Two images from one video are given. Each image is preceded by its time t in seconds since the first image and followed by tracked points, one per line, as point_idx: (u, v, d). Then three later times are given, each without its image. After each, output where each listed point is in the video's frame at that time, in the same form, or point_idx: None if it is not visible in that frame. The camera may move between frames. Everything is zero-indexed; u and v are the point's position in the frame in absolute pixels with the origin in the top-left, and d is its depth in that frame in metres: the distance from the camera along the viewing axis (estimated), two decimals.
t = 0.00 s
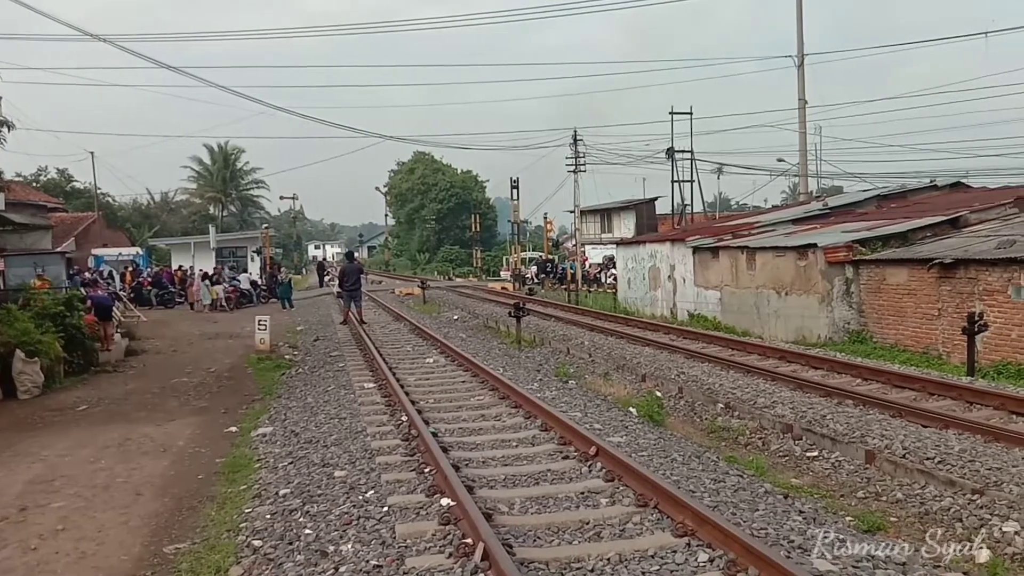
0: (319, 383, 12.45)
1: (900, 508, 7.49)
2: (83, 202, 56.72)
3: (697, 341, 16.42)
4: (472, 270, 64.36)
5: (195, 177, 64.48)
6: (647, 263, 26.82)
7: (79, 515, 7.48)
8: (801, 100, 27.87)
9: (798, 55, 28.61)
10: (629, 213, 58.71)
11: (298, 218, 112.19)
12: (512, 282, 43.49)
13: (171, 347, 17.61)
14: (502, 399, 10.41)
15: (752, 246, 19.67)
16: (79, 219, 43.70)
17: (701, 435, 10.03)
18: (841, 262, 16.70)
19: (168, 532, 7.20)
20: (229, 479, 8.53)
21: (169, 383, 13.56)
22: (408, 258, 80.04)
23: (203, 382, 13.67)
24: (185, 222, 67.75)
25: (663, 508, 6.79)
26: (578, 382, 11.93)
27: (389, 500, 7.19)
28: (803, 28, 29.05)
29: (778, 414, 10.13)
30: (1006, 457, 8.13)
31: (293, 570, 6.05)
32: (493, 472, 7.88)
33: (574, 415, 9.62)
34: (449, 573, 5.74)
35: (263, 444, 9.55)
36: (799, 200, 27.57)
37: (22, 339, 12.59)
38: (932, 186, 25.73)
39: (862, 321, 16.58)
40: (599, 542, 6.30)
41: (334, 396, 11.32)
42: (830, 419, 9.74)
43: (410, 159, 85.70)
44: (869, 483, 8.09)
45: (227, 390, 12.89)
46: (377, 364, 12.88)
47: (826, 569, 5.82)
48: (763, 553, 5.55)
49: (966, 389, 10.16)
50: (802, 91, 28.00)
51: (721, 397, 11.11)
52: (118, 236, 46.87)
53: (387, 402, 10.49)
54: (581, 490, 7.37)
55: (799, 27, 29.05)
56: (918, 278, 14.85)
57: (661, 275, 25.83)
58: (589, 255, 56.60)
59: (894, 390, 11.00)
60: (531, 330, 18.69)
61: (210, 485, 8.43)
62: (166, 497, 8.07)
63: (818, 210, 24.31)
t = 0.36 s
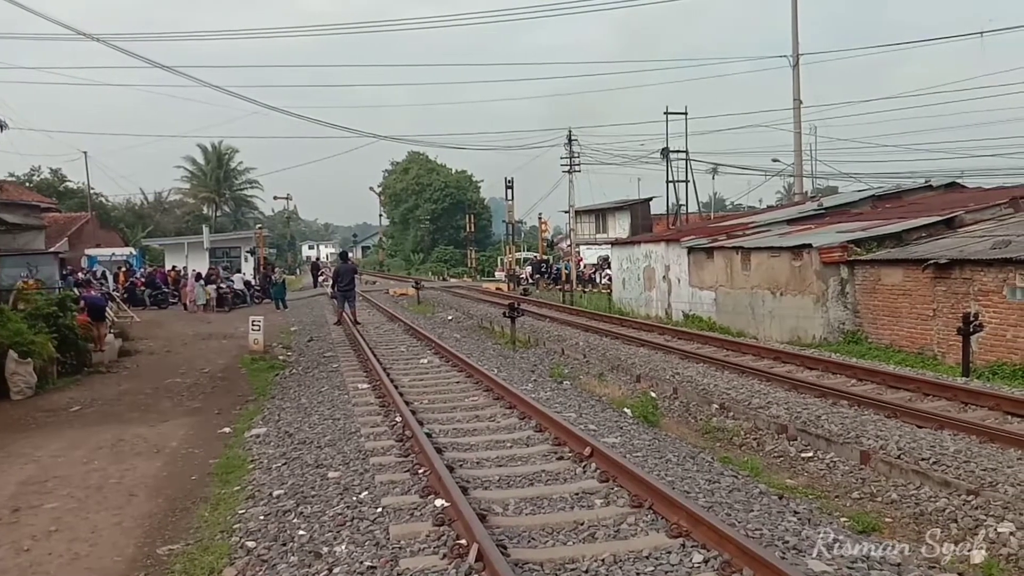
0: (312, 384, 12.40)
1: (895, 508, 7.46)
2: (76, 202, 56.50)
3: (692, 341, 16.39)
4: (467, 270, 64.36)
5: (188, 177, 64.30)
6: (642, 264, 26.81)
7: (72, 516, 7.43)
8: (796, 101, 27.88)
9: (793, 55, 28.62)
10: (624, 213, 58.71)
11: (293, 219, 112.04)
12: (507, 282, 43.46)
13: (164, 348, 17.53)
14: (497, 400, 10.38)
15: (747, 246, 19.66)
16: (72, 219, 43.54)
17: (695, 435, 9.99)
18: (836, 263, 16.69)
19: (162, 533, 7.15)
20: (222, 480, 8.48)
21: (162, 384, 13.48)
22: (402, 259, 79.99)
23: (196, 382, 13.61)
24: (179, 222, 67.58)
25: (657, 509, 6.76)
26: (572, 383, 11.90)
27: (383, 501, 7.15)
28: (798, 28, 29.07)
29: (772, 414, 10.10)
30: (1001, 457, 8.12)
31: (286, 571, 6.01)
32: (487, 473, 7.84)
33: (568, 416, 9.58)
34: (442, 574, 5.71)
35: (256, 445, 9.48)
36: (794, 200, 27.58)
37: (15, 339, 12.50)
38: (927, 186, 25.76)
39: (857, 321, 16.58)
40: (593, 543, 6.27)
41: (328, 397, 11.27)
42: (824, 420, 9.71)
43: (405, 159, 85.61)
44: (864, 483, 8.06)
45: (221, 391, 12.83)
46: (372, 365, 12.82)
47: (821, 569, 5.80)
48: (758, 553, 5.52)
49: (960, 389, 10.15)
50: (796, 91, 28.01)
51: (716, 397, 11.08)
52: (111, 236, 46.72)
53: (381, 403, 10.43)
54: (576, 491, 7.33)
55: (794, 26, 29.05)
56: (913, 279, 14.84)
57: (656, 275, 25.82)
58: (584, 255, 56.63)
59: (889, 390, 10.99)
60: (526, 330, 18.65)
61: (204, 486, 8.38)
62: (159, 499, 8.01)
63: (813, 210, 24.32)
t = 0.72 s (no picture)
0: (305, 385, 12.33)
1: (889, 509, 7.43)
2: (68, 202, 56.35)
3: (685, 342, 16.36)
4: (460, 270, 64.37)
5: (181, 177, 64.14)
6: (636, 264, 26.79)
7: (64, 517, 7.37)
8: (790, 100, 27.87)
9: (787, 55, 28.61)
10: (617, 213, 58.73)
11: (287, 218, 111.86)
12: (500, 282, 43.44)
13: (156, 348, 17.48)
14: (490, 400, 10.31)
15: (742, 246, 19.65)
16: (64, 219, 43.40)
17: (688, 436, 9.93)
18: (830, 263, 16.67)
19: (154, 534, 7.08)
20: (215, 481, 8.40)
21: (155, 384, 13.40)
22: (396, 258, 79.97)
23: (189, 383, 13.57)
24: (171, 222, 67.44)
25: (652, 509, 6.73)
26: (565, 383, 11.86)
27: (377, 502, 7.10)
28: (793, 28, 29.05)
29: (766, 415, 10.07)
30: (996, 458, 8.09)
31: (279, 573, 5.96)
32: (481, 474, 7.78)
33: (562, 416, 9.52)
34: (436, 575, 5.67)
35: (249, 446, 9.37)
36: (788, 199, 27.58)
37: (7, 340, 12.41)
38: (922, 186, 25.78)
39: (851, 321, 16.57)
40: (586, 543, 6.23)
41: (321, 397, 11.21)
42: (818, 421, 9.67)
43: (398, 159, 85.50)
44: (858, 484, 8.02)
45: (214, 391, 12.77)
46: (365, 366, 12.76)
47: (815, 570, 5.77)
48: (752, 553, 5.49)
49: (955, 390, 10.13)
50: (791, 91, 28.01)
51: (710, 398, 11.03)
52: (103, 237, 46.60)
53: (375, 404, 10.36)
54: (570, 492, 7.29)
55: (788, 26, 29.05)
56: (907, 278, 14.82)
57: (650, 275, 25.80)
58: (577, 255, 56.64)
59: (883, 390, 10.96)
60: (519, 331, 18.62)
61: (197, 487, 8.31)
62: (152, 499, 7.96)
63: (807, 210, 24.32)
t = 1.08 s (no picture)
0: (298, 386, 12.23)
1: (883, 510, 7.39)
2: (60, 202, 56.17)
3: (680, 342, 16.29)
4: (453, 271, 64.37)
5: (174, 177, 63.94)
6: (630, 264, 26.76)
7: (57, 517, 7.18)
8: (784, 100, 27.86)
9: (781, 55, 28.61)
10: (611, 213, 58.76)
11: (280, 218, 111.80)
12: (494, 283, 43.42)
13: (148, 349, 17.37)
14: (483, 401, 10.21)
15: (736, 246, 19.61)
16: (56, 219, 43.22)
17: (683, 437, 9.83)
18: (825, 263, 16.65)
19: (147, 535, 6.94)
20: (208, 481, 8.15)
21: (148, 384, 13.33)
22: (389, 259, 80.03)
23: (182, 383, 13.52)
24: (164, 222, 67.24)
25: (646, 510, 6.69)
26: (558, 384, 11.79)
27: (370, 503, 7.03)
28: (787, 27, 29.03)
29: (761, 415, 10.00)
30: (990, 459, 8.06)
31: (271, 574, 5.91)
32: (474, 474, 7.69)
33: (556, 417, 9.41)
34: None
35: (242, 446, 9.14)
36: (782, 200, 27.57)
37: None
38: (916, 186, 25.81)
39: (846, 321, 16.53)
40: (580, 545, 6.19)
41: (313, 398, 11.12)
42: (813, 422, 9.61)
43: (392, 159, 85.42)
44: (853, 485, 7.98)
45: (206, 392, 12.66)
46: (358, 366, 12.68)
47: (810, 571, 5.75)
48: (747, 555, 5.46)
49: (949, 390, 10.09)
50: (785, 91, 28.00)
51: (704, 399, 10.96)
52: (95, 237, 46.45)
53: (367, 404, 10.24)
54: (564, 492, 7.23)
55: (781, 26, 29.06)
56: (902, 278, 14.80)
57: (644, 275, 25.77)
58: (571, 255, 56.67)
59: (878, 391, 10.92)
60: (512, 331, 18.56)
61: (189, 488, 8.06)
62: (145, 500, 7.71)
63: (802, 210, 24.31)
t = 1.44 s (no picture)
0: (291, 386, 12.15)
1: (877, 511, 7.37)
2: (52, 202, 55.96)
3: (675, 343, 16.27)
4: (447, 271, 64.34)
5: (167, 177, 63.76)
6: (624, 264, 26.73)
7: (50, 518, 7.04)
8: (779, 100, 27.87)
9: (775, 55, 28.63)
10: (605, 213, 58.75)
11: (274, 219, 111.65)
12: (488, 283, 43.39)
13: (141, 349, 17.28)
14: (477, 401, 10.12)
15: (731, 247, 19.59)
16: (48, 219, 43.07)
17: (677, 437, 9.75)
18: (819, 263, 16.65)
19: (140, 535, 6.84)
20: (201, 482, 8.07)
21: (142, 384, 13.27)
22: (383, 259, 79.99)
23: (175, 383, 13.46)
24: (157, 222, 67.06)
25: (640, 511, 6.66)
26: (552, 384, 11.74)
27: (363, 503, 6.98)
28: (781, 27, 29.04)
29: (755, 416, 9.96)
30: (985, 459, 8.05)
31: (264, 574, 5.88)
32: (468, 475, 7.61)
33: (550, 417, 9.33)
34: None
35: (236, 447, 9.04)
36: (776, 200, 27.59)
37: None
38: (910, 186, 25.85)
39: (840, 322, 16.52)
40: (575, 545, 6.17)
41: (306, 398, 11.04)
42: (807, 422, 9.57)
43: (386, 159, 85.32)
44: (847, 485, 7.94)
45: (200, 392, 12.57)
46: (351, 366, 12.64)
47: (804, 571, 5.74)
48: (741, 556, 5.45)
49: (943, 390, 10.08)
50: (779, 91, 28.00)
51: (698, 399, 10.93)
52: (88, 237, 46.29)
53: (361, 404, 10.17)
54: (558, 493, 7.18)
55: (775, 27, 29.08)
56: (896, 279, 14.80)
57: (638, 275, 25.75)
58: (564, 255, 56.62)
59: (872, 391, 10.90)
60: (506, 331, 18.53)
61: (183, 488, 7.95)
62: (138, 500, 7.59)
63: (796, 210, 24.32)
